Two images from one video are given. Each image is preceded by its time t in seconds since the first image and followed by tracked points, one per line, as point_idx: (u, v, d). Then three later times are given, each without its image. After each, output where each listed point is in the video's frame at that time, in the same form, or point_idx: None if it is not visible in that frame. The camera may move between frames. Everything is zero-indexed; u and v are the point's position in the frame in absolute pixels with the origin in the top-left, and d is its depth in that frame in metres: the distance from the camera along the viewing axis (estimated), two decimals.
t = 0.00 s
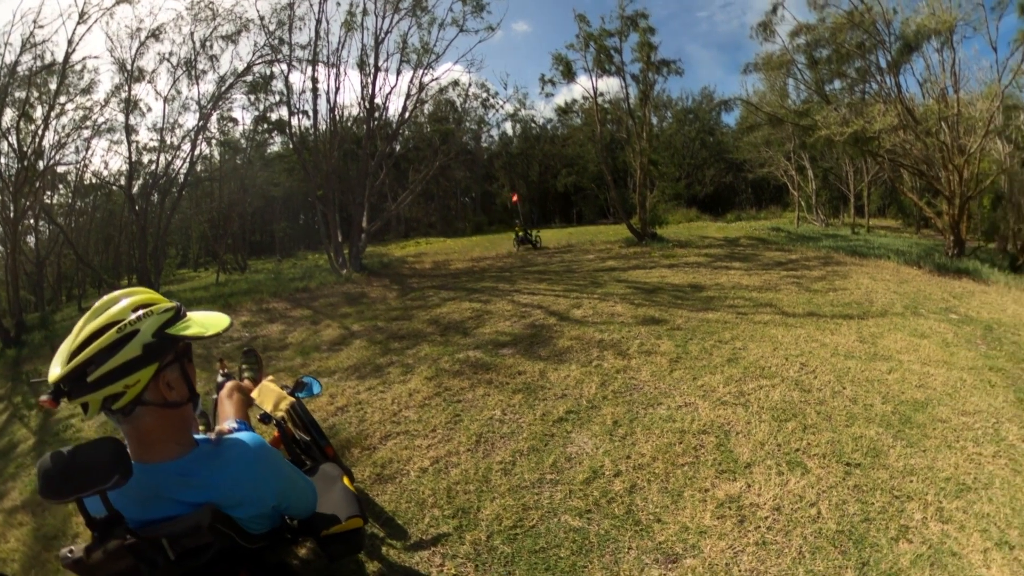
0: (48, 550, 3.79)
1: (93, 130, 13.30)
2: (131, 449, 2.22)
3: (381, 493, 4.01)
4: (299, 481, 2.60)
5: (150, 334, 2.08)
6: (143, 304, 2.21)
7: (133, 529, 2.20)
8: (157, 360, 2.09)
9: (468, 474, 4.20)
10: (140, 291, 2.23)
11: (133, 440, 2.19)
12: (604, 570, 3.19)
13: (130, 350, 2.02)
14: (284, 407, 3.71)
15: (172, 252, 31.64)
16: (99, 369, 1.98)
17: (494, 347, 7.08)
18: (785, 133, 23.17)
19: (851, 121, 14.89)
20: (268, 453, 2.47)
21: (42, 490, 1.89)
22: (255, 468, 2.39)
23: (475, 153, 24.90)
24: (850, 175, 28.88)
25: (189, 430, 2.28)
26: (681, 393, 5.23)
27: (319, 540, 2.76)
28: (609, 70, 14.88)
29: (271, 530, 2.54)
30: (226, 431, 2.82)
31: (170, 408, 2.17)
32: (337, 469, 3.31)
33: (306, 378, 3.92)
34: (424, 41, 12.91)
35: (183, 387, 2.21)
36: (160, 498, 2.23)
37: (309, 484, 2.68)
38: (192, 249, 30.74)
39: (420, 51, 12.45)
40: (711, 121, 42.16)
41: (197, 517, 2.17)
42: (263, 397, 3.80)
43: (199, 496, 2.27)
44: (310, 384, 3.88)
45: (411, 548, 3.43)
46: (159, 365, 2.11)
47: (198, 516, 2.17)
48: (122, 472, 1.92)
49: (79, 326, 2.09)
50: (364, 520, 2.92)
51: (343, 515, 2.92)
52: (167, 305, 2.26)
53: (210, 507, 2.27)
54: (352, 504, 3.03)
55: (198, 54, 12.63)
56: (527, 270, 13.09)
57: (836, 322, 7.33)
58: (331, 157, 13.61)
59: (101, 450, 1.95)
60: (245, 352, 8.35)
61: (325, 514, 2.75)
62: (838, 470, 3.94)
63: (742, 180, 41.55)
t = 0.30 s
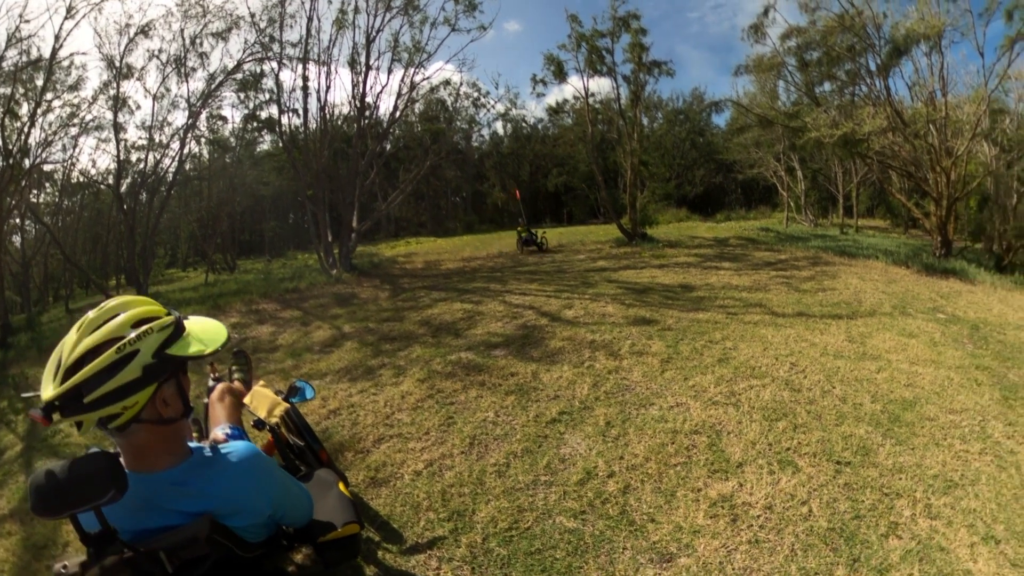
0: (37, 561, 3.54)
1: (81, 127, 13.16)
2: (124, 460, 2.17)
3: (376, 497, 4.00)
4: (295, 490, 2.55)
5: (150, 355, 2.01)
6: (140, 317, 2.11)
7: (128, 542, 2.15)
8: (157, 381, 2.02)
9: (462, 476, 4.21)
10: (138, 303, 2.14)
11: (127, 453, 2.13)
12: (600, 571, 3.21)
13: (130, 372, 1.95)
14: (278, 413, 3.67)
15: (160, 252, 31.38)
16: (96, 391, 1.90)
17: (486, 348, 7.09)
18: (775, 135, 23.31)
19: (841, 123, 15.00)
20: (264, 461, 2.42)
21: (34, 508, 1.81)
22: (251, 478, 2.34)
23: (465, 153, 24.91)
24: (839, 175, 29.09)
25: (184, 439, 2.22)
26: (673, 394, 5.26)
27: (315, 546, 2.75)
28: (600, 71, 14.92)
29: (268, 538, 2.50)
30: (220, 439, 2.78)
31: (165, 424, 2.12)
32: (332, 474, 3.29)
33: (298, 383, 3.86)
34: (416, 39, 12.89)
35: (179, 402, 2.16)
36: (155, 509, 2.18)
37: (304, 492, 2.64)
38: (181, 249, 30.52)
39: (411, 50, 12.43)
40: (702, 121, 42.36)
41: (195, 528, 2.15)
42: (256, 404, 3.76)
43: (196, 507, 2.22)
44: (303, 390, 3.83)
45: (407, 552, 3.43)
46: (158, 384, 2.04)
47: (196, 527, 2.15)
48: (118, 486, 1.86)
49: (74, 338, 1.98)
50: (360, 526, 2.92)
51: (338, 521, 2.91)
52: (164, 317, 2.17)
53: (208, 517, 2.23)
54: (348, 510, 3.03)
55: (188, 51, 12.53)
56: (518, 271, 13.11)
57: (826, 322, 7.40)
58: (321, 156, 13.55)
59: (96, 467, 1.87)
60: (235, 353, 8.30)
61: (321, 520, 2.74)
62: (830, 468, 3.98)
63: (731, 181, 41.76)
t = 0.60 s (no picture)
0: (29, 567, 3.48)
1: (70, 125, 13.04)
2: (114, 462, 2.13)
3: (368, 498, 3.99)
4: (288, 494, 2.53)
5: (141, 361, 1.94)
6: (133, 320, 2.05)
7: (116, 545, 2.12)
8: (148, 388, 1.96)
9: (455, 476, 4.22)
10: (131, 306, 2.07)
11: (115, 455, 2.09)
12: (593, 570, 3.22)
13: (120, 379, 1.89)
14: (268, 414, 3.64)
15: (150, 252, 31.20)
16: (85, 398, 1.83)
17: (477, 348, 7.09)
18: (767, 136, 23.43)
19: (831, 124, 15.10)
20: (256, 464, 2.40)
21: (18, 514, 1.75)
22: (242, 482, 2.31)
23: (458, 153, 24.88)
24: (830, 176, 29.27)
25: (175, 442, 2.18)
26: (664, 392, 5.29)
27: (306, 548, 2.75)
28: (593, 71, 14.95)
29: (258, 541, 2.48)
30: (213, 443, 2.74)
31: (157, 430, 2.05)
32: (323, 475, 3.30)
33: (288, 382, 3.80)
34: (409, 39, 12.87)
35: (172, 407, 2.08)
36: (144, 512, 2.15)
37: (295, 496, 2.63)
38: (171, 249, 30.34)
39: (404, 49, 12.40)
40: (693, 122, 42.52)
41: (186, 530, 2.11)
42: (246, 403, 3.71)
43: (186, 510, 2.20)
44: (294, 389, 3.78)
45: (399, 553, 3.42)
46: (149, 391, 1.98)
47: (187, 529, 2.12)
48: (107, 490, 1.79)
49: (64, 341, 1.93)
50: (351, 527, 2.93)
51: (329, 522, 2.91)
52: (157, 320, 2.10)
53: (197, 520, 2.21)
54: (339, 511, 3.03)
55: (179, 48, 12.44)
56: (510, 271, 13.13)
57: (816, 322, 7.45)
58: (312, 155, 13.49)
59: (83, 467, 1.79)
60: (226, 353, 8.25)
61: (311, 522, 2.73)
62: (821, 466, 4.02)
63: (722, 181, 41.94)
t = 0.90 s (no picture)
0: (21, 572, 3.47)
1: (61, 124, 12.95)
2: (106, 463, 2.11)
3: (362, 499, 3.99)
4: (282, 496, 2.53)
5: (130, 359, 1.93)
6: (125, 319, 2.04)
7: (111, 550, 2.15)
8: (138, 386, 1.96)
9: (448, 477, 4.22)
10: (124, 305, 2.07)
11: (107, 457, 2.07)
12: (588, 569, 3.23)
13: (109, 378, 1.88)
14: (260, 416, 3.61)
15: (142, 252, 31.01)
16: (74, 395, 1.83)
17: (471, 348, 7.09)
18: (760, 136, 23.54)
19: (824, 124, 15.17)
20: (250, 466, 2.38)
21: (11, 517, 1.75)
22: (236, 484, 2.30)
23: (451, 152, 24.87)
24: (822, 177, 29.41)
25: (169, 443, 2.15)
26: (657, 392, 5.31)
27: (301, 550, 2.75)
28: (587, 71, 14.98)
29: (252, 543, 2.49)
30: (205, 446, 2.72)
31: (149, 431, 2.05)
32: (316, 477, 3.29)
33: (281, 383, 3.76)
34: (403, 38, 12.86)
35: (164, 408, 2.08)
36: (137, 515, 2.15)
37: (290, 497, 2.62)
38: (163, 249, 30.19)
39: (398, 49, 12.39)
40: (687, 122, 42.64)
41: (179, 534, 2.15)
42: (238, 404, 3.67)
43: (180, 513, 2.20)
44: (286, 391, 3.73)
45: (394, 554, 3.42)
46: (140, 389, 1.97)
47: (180, 533, 2.15)
48: (100, 493, 1.79)
49: (56, 339, 1.93)
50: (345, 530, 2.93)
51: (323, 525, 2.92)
52: (149, 319, 2.10)
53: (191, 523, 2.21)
54: (333, 513, 3.03)
55: (172, 47, 12.39)
56: (503, 271, 13.14)
57: (809, 321, 7.50)
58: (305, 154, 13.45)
59: (76, 470, 1.79)
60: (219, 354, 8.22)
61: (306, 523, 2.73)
62: (813, 464, 4.05)
63: (716, 181, 42.08)
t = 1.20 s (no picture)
0: (24, 569, 3.48)
1: (55, 123, 12.91)
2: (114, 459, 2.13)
3: (362, 492, 4.00)
4: (288, 481, 2.56)
5: (136, 351, 1.95)
6: (128, 312, 2.06)
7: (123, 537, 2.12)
8: (144, 377, 1.97)
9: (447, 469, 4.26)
10: (126, 298, 2.08)
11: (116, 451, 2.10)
12: (585, 555, 3.27)
13: (114, 371, 1.89)
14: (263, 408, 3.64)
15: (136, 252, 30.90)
16: (83, 388, 1.85)
17: (467, 345, 7.12)
18: (754, 136, 23.66)
19: (817, 124, 15.28)
20: (254, 452, 2.42)
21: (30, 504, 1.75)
22: (241, 469, 2.33)
23: (447, 151, 24.87)
24: (815, 176, 29.56)
25: (173, 434, 2.19)
26: (651, 386, 5.35)
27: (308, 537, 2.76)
28: (581, 71, 15.03)
29: (259, 531, 2.50)
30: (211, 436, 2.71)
31: (157, 420, 2.07)
32: (320, 468, 3.32)
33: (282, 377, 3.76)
34: (397, 37, 12.87)
35: (171, 398, 2.11)
36: (147, 506, 2.16)
37: (295, 483, 2.65)
38: (157, 249, 30.11)
39: (392, 48, 12.40)
40: (680, 122, 42.77)
41: (189, 517, 2.13)
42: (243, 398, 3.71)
43: (188, 500, 2.21)
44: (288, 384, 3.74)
45: (395, 544, 3.44)
46: (146, 379, 1.99)
47: (191, 516, 2.13)
48: (117, 475, 1.81)
49: (62, 335, 1.94)
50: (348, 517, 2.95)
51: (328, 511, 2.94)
52: (151, 311, 2.11)
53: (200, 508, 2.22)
54: (336, 501, 3.06)
55: (166, 45, 12.37)
56: (498, 269, 13.17)
57: (801, 317, 7.56)
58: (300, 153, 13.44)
59: (93, 454, 1.81)
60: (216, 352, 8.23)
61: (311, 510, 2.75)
62: (805, 454, 4.10)
63: (709, 180, 42.22)
